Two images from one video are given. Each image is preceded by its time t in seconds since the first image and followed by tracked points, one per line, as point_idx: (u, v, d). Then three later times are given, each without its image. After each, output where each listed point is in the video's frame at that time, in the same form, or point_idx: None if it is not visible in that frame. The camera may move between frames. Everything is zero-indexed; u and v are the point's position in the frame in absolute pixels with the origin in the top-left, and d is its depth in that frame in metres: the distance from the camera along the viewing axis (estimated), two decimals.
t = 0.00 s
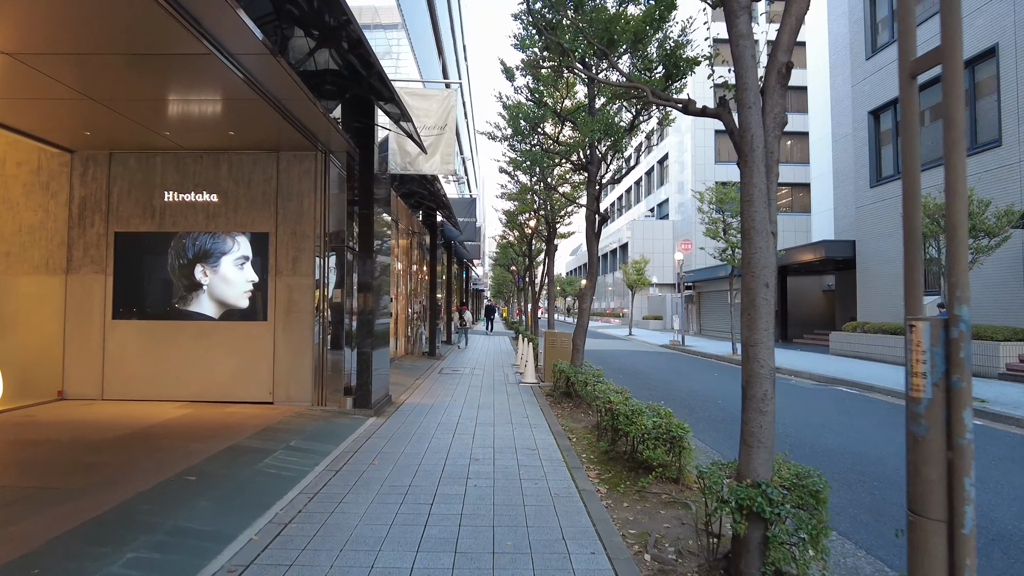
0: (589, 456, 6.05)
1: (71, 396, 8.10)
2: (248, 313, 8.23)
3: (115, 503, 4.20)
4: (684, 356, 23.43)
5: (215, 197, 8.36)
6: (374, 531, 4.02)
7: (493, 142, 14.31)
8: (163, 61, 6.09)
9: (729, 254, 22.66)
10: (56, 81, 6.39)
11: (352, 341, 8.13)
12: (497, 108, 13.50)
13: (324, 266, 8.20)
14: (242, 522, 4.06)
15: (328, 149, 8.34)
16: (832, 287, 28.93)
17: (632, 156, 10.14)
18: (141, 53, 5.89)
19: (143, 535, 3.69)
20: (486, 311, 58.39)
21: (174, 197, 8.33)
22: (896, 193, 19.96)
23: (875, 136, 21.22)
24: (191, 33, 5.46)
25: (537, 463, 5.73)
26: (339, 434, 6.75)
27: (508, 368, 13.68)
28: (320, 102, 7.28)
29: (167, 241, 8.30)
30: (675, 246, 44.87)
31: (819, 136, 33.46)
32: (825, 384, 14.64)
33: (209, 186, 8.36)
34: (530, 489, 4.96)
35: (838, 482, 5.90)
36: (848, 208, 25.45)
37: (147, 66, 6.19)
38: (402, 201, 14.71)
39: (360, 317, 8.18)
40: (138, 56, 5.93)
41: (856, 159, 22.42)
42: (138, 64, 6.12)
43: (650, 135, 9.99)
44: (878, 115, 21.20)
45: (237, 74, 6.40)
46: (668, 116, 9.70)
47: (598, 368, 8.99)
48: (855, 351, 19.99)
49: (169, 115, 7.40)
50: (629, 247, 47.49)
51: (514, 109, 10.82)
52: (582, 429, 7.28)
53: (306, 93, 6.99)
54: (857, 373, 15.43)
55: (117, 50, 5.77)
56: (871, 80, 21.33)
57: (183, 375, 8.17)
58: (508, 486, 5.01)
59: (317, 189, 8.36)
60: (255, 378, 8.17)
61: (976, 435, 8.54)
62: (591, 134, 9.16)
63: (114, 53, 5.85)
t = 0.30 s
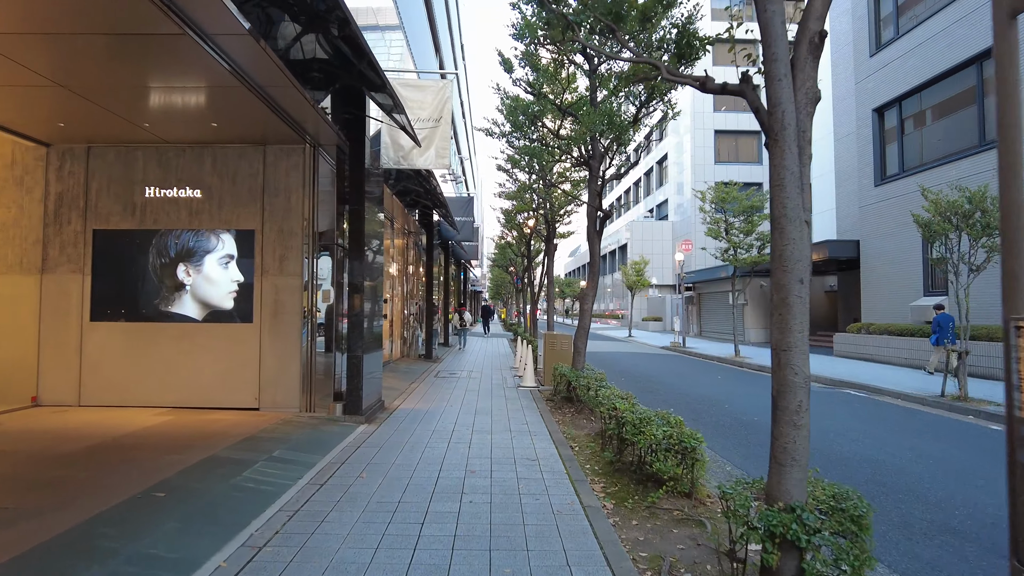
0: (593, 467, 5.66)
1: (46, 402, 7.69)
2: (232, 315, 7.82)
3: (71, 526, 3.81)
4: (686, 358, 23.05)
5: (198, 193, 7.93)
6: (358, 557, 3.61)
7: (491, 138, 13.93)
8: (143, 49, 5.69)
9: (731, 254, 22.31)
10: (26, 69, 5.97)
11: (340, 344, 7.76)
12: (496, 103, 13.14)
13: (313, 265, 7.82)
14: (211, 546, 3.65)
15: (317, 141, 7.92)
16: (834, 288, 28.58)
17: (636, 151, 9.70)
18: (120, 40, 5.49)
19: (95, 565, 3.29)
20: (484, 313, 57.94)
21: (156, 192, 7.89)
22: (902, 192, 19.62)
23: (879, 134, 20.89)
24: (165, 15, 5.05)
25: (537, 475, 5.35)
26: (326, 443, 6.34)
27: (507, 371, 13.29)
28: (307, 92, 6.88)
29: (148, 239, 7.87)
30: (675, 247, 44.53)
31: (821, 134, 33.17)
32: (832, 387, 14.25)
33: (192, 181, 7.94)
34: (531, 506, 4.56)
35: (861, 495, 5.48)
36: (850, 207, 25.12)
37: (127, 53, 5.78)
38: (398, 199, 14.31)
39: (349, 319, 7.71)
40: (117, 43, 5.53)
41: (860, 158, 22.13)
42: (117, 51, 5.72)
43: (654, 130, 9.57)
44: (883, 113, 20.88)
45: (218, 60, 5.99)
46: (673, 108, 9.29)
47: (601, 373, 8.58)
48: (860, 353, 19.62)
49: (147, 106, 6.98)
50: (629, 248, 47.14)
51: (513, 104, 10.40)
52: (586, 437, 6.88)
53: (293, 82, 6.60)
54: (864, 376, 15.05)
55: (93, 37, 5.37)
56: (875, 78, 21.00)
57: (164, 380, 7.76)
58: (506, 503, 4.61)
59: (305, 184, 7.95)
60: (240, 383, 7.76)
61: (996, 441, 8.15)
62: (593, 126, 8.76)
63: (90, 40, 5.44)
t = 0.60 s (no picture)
0: (598, 485, 5.25)
1: (16, 414, 7.23)
2: (214, 320, 7.40)
3: (11, 561, 3.39)
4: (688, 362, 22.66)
5: (178, 192, 7.51)
6: None
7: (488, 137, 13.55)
8: (120, 36, 5.27)
9: (734, 257, 21.94)
10: None
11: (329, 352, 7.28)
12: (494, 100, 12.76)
13: (301, 268, 7.40)
14: None
15: (304, 137, 7.52)
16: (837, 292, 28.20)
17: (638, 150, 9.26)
18: (94, 26, 5.07)
19: None
20: (482, 317, 57.49)
21: (134, 191, 7.48)
22: (907, 193, 19.25)
23: (884, 134, 20.53)
24: None
25: (537, 495, 4.94)
26: (310, 459, 5.92)
27: (505, 377, 12.88)
28: (291, 84, 6.46)
29: (125, 241, 7.44)
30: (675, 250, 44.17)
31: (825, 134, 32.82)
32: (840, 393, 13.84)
33: (171, 179, 7.51)
34: (530, 532, 4.14)
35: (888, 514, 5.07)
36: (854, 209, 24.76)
37: (103, 41, 5.36)
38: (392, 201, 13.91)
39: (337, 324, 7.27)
40: (91, 29, 5.10)
41: (865, 159, 21.75)
42: (92, 39, 5.30)
43: (657, 125, 9.13)
44: (887, 112, 20.51)
45: (194, 48, 5.57)
46: (679, 103, 8.90)
47: (604, 381, 8.19)
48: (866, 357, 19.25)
49: (123, 100, 6.57)
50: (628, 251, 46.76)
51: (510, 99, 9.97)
52: (589, 450, 6.47)
53: (277, 73, 6.20)
54: (873, 381, 14.64)
55: (65, 23, 4.94)
56: (878, 77, 20.66)
57: (142, 389, 7.32)
58: (502, 529, 4.19)
59: (291, 183, 7.52)
60: (222, 393, 7.32)
61: (1021, 452, 7.75)
62: (594, 122, 8.36)
63: (60, 26, 5.02)
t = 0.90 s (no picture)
0: (609, 499, 4.86)
1: None
2: (200, 320, 6.99)
3: None
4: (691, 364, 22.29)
5: (162, 184, 7.10)
6: None
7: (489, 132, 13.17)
8: (99, 16, 4.85)
9: (738, 256, 21.56)
10: None
11: (321, 354, 6.87)
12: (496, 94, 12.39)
13: (292, 266, 7.02)
14: None
15: (295, 126, 7.11)
16: (842, 292, 27.83)
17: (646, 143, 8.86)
18: (64, 7, 4.67)
19: None
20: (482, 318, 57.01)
21: (114, 183, 7.07)
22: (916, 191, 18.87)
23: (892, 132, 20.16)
24: None
25: (544, 510, 4.54)
26: (297, 469, 5.51)
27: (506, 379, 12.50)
28: (281, 70, 6.05)
29: (105, 236, 7.03)
30: (676, 250, 43.83)
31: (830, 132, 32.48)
32: (851, 396, 13.44)
33: (155, 171, 7.10)
34: (537, 554, 3.73)
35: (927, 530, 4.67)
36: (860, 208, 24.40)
37: (82, 23, 4.94)
38: (391, 198, 13.50)
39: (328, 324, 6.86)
40: (68, 9, 4.67)
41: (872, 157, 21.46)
42: (70, 20, 4.87)
43: (666, 116, 8.73)
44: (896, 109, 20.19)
45: (174, 32, 5.16)
46: (689, 93, 8.51)
47: (614, 386, 7.78)
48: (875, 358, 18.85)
49: (102, 88, 6.16)
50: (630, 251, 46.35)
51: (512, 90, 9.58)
52: (597, 459, 6.08)
53: (266, 58, 5.80)
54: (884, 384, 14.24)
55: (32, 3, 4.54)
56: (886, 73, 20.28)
57: (123, 393, 6.91)
58: (506, 551, 3.78)
59: (280, 175, 7.11)
60: (208, 397, 6.91)
61: None
62: (601, 111, 7.96)
63: (27, 8, 4.62)
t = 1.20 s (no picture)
0: (623, 521, 4.44)
1: None
2: (183, 322, 6.57)
3: None
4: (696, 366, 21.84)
5: (144, 178, 6.67)
6: None
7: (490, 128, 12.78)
8: None
9: (744, 257, 21.15)
10: None
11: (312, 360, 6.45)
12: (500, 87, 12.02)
13: (282, 266, 6.61)
14: None
15: (284, 117, 6.69)
16: (848, 293, 27.41)
17: (656, 136, 8.43)
18: None
19: None
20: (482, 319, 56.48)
21: (92, 178, 6.62)
22: (927, 190, 18.75)
23: (901, 130, 19.87)
24: None
25: (552, 535, 4.12)
26: (284, 485, 5.08)
27: (508, 383, 12.08)
28: (270, 59, 5.63)
29: (82, 234, 6.58)
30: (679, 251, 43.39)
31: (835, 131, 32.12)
32: (864, 401, 13.02)
33: (136, 164, 6.66)
34: None
35: (977, 559, 4.24)
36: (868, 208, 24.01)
37: (55, 7, 4.52)
38: (389, 196, 13.07)
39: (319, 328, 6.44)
40: None
41: (882, 155, 21.06)
42: (42, 4, 4.46)
43: (677, 109, 8.31)
44: (905, 106, 19.81)
45: (154, 16, 4.74)
46: (701, 84, 8.12)
47: (622, 392, 7.37)
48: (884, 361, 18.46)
49: (78, 77, 5.73)
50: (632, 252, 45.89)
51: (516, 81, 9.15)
52: (607, 473, 5.67)
53: (255, 47, 5.38)
54: (897, 388, 13.82)
55: None
56: (896, 69, 19.95)
57: (100, 401, 6.47)
58: None
59: (269, 169, 6.68)
60: (192, 405, 6.49)
61: None
62: (610, 101, 7.55)
63: None
